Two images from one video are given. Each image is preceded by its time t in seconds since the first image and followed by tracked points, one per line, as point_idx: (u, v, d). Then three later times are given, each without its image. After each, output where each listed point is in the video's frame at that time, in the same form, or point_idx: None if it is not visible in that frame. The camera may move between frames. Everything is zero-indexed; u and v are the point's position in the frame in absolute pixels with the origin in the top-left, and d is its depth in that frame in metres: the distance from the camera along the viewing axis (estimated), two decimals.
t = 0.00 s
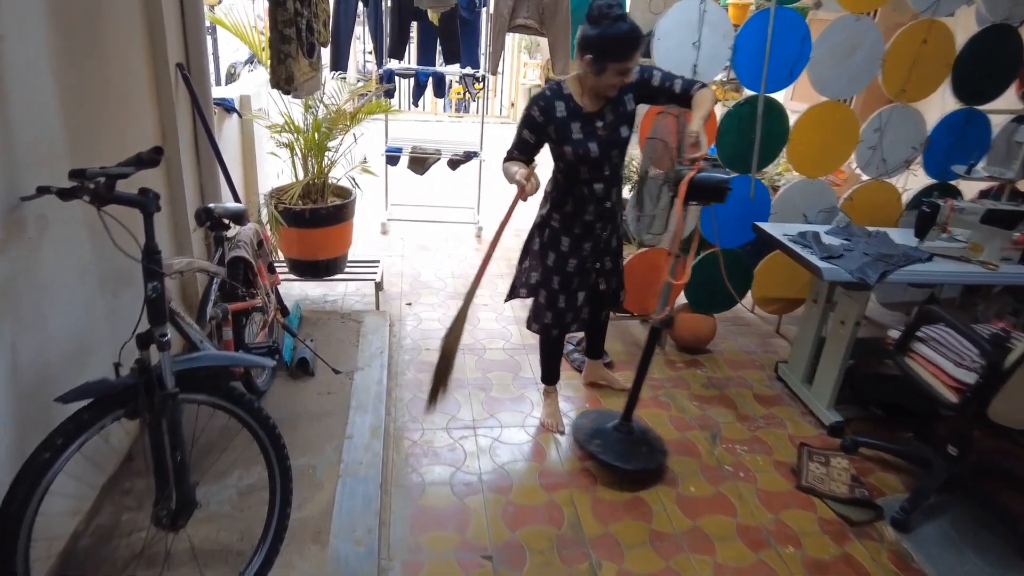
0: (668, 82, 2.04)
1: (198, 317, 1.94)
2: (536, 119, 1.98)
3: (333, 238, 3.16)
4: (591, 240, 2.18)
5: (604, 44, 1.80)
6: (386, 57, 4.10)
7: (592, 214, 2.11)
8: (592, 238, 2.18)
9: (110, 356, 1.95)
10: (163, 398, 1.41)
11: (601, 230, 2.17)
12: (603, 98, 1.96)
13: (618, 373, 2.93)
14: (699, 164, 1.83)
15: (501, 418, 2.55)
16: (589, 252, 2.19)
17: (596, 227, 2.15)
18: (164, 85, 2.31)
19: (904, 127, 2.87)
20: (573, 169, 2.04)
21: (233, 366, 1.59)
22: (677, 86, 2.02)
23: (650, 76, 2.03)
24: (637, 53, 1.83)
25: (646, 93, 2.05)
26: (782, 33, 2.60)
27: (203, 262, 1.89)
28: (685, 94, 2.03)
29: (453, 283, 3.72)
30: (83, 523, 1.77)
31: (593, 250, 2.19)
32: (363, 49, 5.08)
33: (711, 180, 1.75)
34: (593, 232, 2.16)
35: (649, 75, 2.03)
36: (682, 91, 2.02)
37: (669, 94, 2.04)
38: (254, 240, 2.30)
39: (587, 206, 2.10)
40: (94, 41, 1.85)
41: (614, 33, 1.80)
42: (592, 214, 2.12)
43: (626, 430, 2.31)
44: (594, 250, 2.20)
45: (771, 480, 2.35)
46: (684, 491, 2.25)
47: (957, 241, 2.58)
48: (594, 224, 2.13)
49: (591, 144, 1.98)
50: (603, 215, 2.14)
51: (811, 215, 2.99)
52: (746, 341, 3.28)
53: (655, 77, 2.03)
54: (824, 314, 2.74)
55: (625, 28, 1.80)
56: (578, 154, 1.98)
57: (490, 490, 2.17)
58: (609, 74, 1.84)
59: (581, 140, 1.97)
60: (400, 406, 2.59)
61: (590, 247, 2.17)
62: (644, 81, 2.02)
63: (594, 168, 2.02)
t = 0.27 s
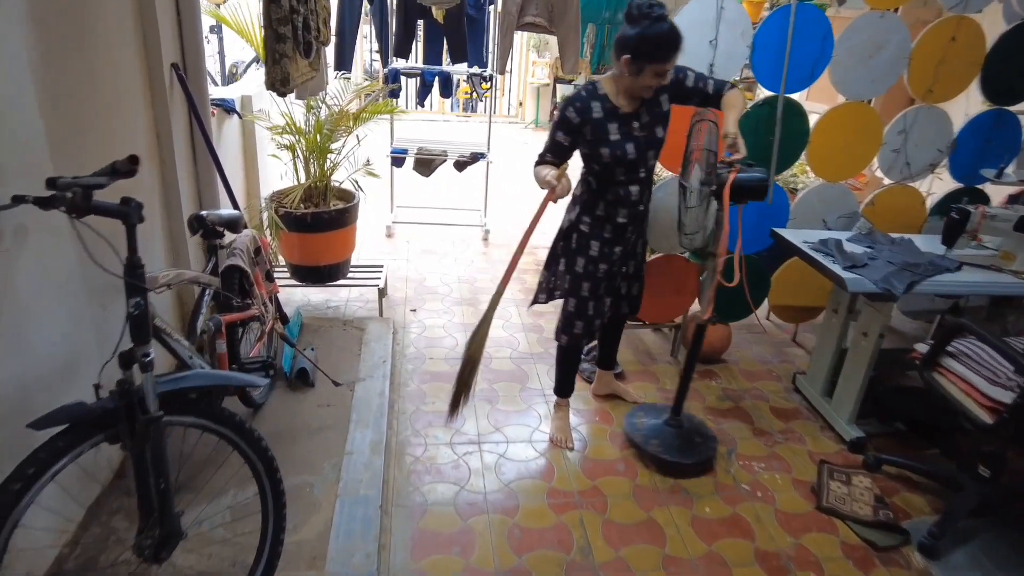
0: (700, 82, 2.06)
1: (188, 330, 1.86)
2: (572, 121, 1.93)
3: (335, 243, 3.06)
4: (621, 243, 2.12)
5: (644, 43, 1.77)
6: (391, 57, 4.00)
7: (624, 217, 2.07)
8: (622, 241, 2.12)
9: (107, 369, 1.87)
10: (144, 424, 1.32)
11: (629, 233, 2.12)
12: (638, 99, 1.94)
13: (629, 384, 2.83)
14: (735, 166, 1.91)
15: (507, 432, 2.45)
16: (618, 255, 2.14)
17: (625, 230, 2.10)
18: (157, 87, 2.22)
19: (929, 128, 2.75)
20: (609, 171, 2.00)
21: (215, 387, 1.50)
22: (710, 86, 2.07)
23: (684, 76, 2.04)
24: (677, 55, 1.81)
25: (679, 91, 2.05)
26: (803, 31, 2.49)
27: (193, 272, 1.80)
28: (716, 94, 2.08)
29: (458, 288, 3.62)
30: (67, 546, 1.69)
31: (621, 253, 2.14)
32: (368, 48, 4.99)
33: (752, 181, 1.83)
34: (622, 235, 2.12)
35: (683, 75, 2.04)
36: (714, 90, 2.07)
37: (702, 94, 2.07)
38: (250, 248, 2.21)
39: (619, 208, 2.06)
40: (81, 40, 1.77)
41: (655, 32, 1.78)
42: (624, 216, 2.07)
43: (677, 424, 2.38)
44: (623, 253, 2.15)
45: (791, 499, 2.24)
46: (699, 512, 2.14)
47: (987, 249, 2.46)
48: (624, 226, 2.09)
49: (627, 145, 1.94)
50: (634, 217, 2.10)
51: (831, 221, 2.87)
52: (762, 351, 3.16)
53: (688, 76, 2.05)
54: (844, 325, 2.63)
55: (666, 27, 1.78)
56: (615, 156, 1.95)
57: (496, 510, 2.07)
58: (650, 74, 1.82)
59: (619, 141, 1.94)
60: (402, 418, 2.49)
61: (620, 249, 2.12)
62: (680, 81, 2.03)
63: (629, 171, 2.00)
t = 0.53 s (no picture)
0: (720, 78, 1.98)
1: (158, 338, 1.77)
2: (593, 119, 1.81)
3: (329, 245, 2.95)
4: (647, 245, 2.00)
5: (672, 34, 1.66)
6: (391, 53, 3.88)
7: (649, 216, 1.95)
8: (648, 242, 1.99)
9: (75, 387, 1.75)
10: (94, 444, 1.22)
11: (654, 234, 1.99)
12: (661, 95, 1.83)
13: (634, 395, 2.70)
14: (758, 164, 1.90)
15: (503, 446, 2.32)
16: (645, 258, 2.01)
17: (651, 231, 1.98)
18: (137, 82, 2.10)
19: (953, 126, 2.60)
20: (634, 170, 1.88)
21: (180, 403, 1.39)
22: (729, 83, 1.99)
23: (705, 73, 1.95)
24: (701, 48, 1.70)
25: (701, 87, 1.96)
26: (819, 23, 2.35)
27: (166, 278, 1.66)
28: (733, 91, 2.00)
29: (459, 292, 3.50)
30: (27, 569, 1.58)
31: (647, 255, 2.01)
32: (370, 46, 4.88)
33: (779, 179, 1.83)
34: (648, 236, 1.99)
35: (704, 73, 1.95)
36: (731, 88, 2.00)
37: (721, 92, 1.99)
38: (233, 251, 2.10)
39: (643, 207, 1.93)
40: (48, 29, 1.66)
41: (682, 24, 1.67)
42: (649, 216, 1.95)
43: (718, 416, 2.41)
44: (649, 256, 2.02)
45: (805, 521, 2.10)
46: (707, 535, 2.00)
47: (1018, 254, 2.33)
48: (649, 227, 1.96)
49: (654, 142, 1.83)
50: (659, 217, 1.97)
51: (848, 224, 2.73)
52: (774, 360, 3.02)
53: (708, 73, 1.96)
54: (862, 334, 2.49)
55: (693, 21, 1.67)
56: (641, 154, 1.83)
57: (489, 532, 1.95)
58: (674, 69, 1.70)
59: (645, 138, 1.82)
60: (394, 430, 2.37)
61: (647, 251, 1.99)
62: (701, 78, 1.95)
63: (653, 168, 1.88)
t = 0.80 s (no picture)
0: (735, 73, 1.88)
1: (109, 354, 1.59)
2: (610, 117, 1.63)
3: (320, 248, 2.81)
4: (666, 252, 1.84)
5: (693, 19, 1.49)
6: (392, 48, 3.74)
7: (668, 222, 1.79)
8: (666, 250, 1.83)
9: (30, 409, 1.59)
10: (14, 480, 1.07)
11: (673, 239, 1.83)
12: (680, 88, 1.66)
13: (639, 411, 2.52)
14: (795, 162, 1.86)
15: (496, 466, 2.16)
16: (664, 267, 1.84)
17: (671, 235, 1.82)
18: (105, 75, 1.96)
19: (990, 124, 2.41)
20: (653, 171, 1.71)
21: (122, 428, 1.24)
22: (741, 75, 1.90)
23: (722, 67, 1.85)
24: (724, 36, 1.52)
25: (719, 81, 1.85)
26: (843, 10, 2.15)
27: (119, 287, 1.51)
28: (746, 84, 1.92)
29: (458, 297, 3.35)
30: None
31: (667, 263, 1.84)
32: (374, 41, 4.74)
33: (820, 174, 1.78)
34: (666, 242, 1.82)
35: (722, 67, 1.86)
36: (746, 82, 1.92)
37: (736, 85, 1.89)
38: (205, 255, 1.94)
39: (662, 212, 1.77)
40: None
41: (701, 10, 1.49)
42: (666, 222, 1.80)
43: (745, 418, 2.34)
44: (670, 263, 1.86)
45: (823, 556, 1.91)
46: (714, 572, 1.82)
47: None
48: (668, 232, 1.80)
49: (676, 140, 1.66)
50: (677, 222, 1.82)
51: (872, 229, 2.54)
52: (791, 374, 2.82)
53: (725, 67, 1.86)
54: (888, 350, 2.30)
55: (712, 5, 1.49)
56: (662, 153, 1.66)
57: (475, 565, 1.78)
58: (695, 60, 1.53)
59: (665, 135, 1.65)
60: (380, 448, 2.22)
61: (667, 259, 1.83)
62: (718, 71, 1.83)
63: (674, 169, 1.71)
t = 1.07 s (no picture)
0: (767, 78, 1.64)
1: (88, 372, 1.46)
2: (663, 122, 1.44)
3: (331, 254, 2.69)
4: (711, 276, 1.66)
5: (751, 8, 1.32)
6: (411, 46, 3.62)
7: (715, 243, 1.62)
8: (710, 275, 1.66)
9: (10, 430, 1.50)
10: None
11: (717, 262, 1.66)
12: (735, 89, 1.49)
13: (664, 434, 2.36)
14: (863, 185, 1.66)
15: (509, 493, 2.02)
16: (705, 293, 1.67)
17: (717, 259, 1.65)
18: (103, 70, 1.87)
19: None
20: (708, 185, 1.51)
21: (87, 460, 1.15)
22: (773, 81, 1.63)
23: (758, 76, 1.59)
24: (774, 29, 1.36)
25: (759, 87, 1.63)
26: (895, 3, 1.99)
27: (98, 299, 1.40)
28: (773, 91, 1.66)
29: (474, 305, 3.21)
30: None
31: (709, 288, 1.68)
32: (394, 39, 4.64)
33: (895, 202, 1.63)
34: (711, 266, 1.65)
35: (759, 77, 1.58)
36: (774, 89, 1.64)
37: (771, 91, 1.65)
38: (202, 261, 1.83)
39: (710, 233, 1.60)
40: None
41: None
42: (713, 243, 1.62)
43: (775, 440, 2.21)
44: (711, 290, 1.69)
45: None
46: None
47: None
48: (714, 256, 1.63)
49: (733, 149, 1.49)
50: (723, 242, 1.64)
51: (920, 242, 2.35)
52: (827, 395, 2.63)
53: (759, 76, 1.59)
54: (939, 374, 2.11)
55: None
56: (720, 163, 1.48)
57: None
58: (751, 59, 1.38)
59: (722, 144, 1.47)
60: (386, 468, 2.09)
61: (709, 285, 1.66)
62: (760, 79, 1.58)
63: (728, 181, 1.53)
